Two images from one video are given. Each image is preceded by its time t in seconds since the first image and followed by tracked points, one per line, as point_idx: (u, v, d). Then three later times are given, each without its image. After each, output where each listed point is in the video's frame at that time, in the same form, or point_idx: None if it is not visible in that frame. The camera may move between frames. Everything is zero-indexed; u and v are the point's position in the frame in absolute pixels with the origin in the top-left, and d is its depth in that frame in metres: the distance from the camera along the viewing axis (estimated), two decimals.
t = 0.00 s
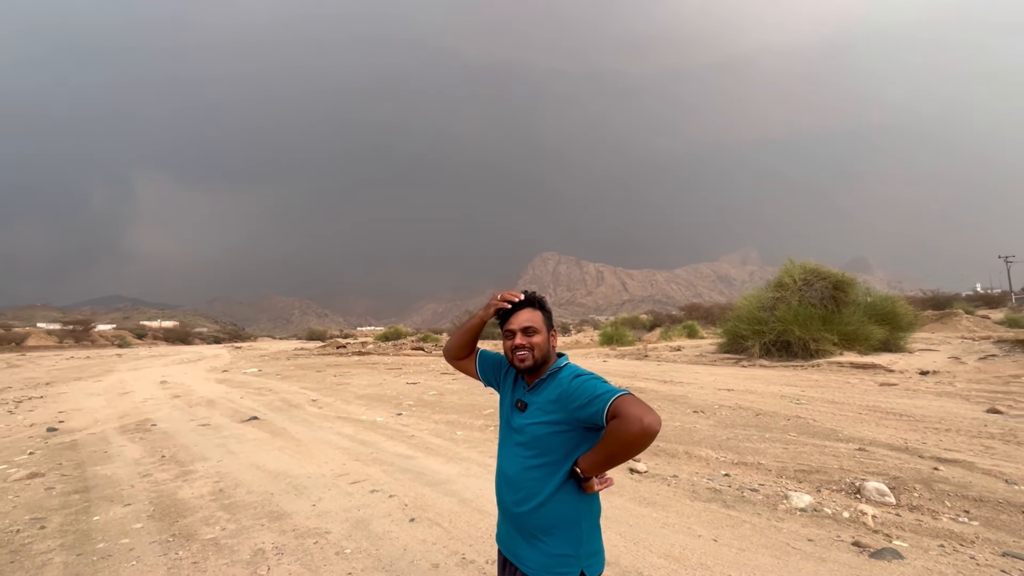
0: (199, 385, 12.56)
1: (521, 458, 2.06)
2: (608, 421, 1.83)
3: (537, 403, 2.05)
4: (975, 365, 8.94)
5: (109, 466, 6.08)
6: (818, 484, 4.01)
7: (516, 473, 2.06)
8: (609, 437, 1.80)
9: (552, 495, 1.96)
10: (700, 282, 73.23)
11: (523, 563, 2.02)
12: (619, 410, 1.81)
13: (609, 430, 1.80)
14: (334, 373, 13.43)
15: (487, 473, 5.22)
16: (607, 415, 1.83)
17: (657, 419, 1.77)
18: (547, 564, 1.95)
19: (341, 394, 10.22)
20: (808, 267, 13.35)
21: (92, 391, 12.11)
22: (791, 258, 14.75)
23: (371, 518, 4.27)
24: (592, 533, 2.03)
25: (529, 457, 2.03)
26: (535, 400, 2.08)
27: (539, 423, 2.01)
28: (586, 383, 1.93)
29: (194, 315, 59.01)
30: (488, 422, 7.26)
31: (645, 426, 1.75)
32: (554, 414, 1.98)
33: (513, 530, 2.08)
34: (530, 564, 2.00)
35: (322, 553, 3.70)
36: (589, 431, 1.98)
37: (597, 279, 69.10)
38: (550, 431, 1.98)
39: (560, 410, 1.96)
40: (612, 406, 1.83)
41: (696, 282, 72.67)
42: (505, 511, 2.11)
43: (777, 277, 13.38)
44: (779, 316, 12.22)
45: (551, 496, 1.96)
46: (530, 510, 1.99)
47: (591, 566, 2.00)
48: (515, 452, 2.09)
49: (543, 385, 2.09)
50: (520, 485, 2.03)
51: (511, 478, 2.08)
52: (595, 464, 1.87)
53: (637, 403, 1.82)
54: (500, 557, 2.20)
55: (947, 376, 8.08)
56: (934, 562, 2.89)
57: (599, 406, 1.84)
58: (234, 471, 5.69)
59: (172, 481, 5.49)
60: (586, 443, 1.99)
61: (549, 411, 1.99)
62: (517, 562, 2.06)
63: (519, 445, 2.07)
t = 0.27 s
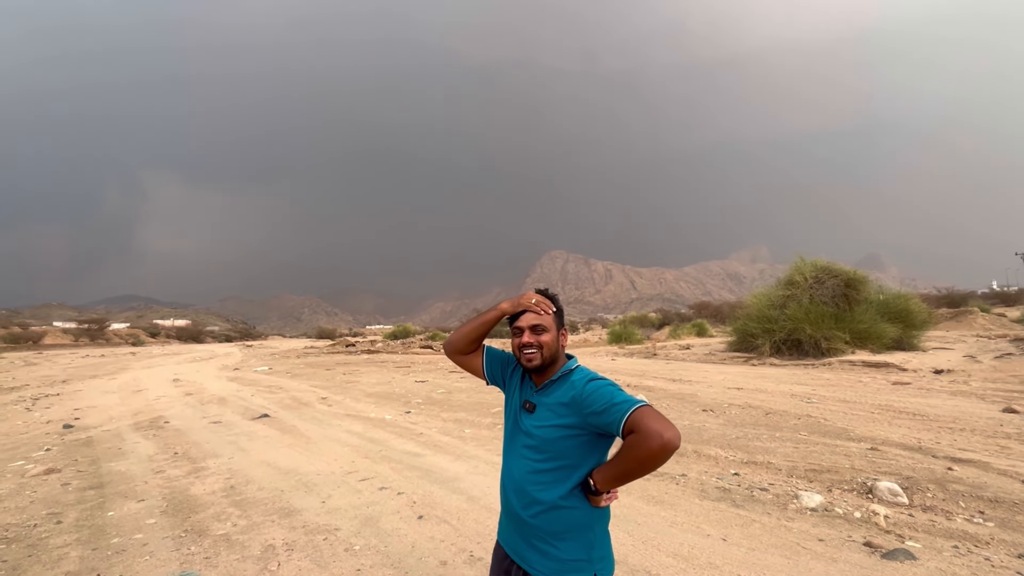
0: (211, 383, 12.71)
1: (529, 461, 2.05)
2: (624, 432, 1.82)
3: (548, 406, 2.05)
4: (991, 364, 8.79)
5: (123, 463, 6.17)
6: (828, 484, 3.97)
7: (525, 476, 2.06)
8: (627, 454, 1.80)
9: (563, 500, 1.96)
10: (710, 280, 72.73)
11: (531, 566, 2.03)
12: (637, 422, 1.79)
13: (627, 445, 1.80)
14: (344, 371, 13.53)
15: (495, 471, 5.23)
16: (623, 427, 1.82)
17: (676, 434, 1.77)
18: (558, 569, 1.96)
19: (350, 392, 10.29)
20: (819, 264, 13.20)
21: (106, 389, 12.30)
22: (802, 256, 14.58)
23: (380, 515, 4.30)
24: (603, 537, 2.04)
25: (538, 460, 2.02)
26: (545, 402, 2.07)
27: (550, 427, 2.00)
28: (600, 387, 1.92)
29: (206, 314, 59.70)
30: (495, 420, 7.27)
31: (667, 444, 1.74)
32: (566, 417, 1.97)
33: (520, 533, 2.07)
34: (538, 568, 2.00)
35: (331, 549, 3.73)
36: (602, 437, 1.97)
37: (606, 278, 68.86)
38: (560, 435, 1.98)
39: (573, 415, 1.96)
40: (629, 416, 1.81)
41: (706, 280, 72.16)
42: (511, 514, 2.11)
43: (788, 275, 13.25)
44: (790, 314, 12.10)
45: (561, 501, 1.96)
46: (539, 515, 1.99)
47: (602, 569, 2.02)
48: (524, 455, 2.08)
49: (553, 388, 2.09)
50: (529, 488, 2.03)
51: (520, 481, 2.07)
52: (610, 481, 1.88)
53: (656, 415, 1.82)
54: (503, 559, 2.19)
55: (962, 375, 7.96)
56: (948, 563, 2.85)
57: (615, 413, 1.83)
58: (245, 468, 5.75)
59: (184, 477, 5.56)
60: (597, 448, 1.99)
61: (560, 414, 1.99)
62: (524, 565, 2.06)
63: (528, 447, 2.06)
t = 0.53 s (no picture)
0: (221, 381, 12.84)
1: (540, 460, 2.04)
2: (640, 436, 1.82)
3: (558, 405, 2.04)
4: (1007, 364, 8.65)
5: (137, 460, 6.26)
6: (840, 484, 3.93)
7: (534, 475, 2.05)
8: (643, 460, 1.80)
9: (574, 501, 1.96)
10: (719, 279, 72.27)
11: (540, 565, 2.02)
12: (653, 426, 1.79)
13: (643, 449, 1.80)
14: (352, 369, 13.61)
15: (503, 469, 5.24)
16: (640, 429, 1.81)
17: (692, 440, 1.77)
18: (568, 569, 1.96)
19: (359, 391, 10.35)
20: (830, 263, 13.07)
21: (119, 387, 12.48)
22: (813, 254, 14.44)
23: (389, 513, 4.32)
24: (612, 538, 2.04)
25: (548, 460, 2.01)
26: (556, 400, 2.07)
27: (561, 426, 2.00)
28: (614, 388, 1.92)
29: (217, 313, 60.33)
30: (503, 419, 7.28)
31: (685, 450, 1.73)
32: (578, 417, 1.96)
33: (528, 532, 2.07)
34: (547, 568, 2.00)
35: (341, 546, 3.76)
36: (614, 438, 1.96)
37: (614, 276, 68.64)
38: (572, 435, 1.97)
39: (585, 415, 1.95)
40: (644, 419, 1.81)
41: (715, 278, 71.69)
42: (520, 513, 2.10)
43: (798, 273, 13.13)
44: (801, 313, 12.00)
45: (573, 502, 1.96)
46: (549, 514, 1.99)
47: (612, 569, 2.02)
48: (533, 454, 2.08)
49: (564, 386, 2.09)
50: (539, 488, 2.02)
51: (528, 480, 2.07)
52: (625, 487, 1.88)
53: (672, 419, 1.82)
54: (509, 558, 2.19)
55: (977, 375, 7.84)
56: (962, 565, 2.82)
57: (629, 415, 1.83)
58: (255, 466, 5.81)
59: (196, 474, 5.63)
60: (608, 448, 1.99)
61: (572, 414, 1.98)
62: (532, 565, 2.05)
63: (538, 446, 2.06)
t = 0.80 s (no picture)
0: (233, 381, 12.98)
1: (539, 458, 2.04)
2: (634, 439, 1.78)
3: (558, 403, 2.04)
4: None
5: (151, 458, 6.35)
6: (854, 486, 3.88)
7: (534, 473, 2.06)
8: (637, 465, 1.76)
9: (572, 501, 1.94)
10: (729, 278, 71.71)
11: (540, 563, 2.03)
12: (646, 430, 1.75)
13: (636, 453, 1.77)
14: (362, 369, 13.68)
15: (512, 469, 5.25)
16: (633, 432, 1.77)
17: (686, 446, 1.72)
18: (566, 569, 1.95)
19: (369, 390, 10.41)
20: (843, 262, 12.92)
21: (134, 386, 12.65)
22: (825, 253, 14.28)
23: (399, 511, 4.34)
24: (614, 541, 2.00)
25: (547, 458, 2.01)
26: (557, 399, 2.06)
27: (559, 424, 1.99)
28: (611, 389, 1.89)
29: (228, 313, 60.96)
30: (513, 419, 7.28)
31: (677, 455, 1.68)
32: (574, 418, 1.94)
33: (531, 530, 2.08)
34: (548, 567, 2.00)
35: (352, 544, 3.78)
36: (611, 439, 1.93)
37: (623, 276, 68.38)
38: (569, 435, 1.95)
39: (581, 415, 1.92)
40: (638, 422, 1.78)
41: (725, 278, 71.16)
42: (522, 510, 2.11)
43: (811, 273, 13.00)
44: (813, 313, 11.87)
45: (571, 503, 1.94)
46: (548, 513, 1.99)
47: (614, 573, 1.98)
48: (534, 452, 2.09)
49: (565, 385, 2.08)
50: (539, 486, 2.03)
51: (529, 478, 2.08)
52: (621, 492, 1.84)
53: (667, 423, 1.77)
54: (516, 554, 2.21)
55: (994, 376, 7.71)
56: (980, 569, 2.77)
57: (623, 417, 1.80)
58: (267, 464, 5.86)
59: (209, 472, 5.69)
60: (606, 450, 1.95)
61: (569, 414, 1.96)
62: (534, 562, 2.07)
63: (538, 445, 2.07)
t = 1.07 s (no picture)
0: (243, 381, 13.08)
1: (530, 458, 2.05)
2: (602, 443, 1.73)
3: (547, 405, 2.04)
4: None
5: (163, 456, 6.42)
6: (867, 489, 3.83)
7: (525, 473, 2.07)
8: (600, 471, 1.72)
9: (556, 503, 1.92)
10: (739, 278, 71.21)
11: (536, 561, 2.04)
12: (607, 435, 1.71)
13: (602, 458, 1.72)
14: (370, 369, 13.74)
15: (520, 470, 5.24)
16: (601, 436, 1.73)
17: (643, 455, 1.66)
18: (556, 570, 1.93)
19: (377, 390, 10.45)
20: (855, 261, 12.78)
21: (146, 385, 12.80)
22: (837, 253, 14.13)
23: (408, 511, 4.35)
24: (608, 549, 1.91)
25: (537, 459, 2.01)
26: (549, 400, 2.06)
27: (545, 426, 1.99)
28: (588, 391, 1.84)
29: (238, 314, 61.50)
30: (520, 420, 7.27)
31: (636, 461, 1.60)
32: (557, 419, 1.93)
33: (528, 528, 2.10)
34: (541, 565, 2.01)
35: (361, 544, 3.80)
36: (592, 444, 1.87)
37: (631, 277, 68.12)
38: (553, 436, 1.94)
39: (562, 417, 1.90)
40: (601, 427, 1.74)
41: (734, 278, 70.65)
42: (521, 509, 2.13)
43: (822, 273, 12.87)
44: (824, 313, 11.75)
45: (557, 505, 1.92)
46: (537, 512, 2.00)
47: None
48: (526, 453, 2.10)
49: (557, 387, 2.07)
50: (530, 486, 2.04)
51: (522, 477, 2.10)
52: (595, 498, 1.79)
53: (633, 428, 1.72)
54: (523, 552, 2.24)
55: (1010, 378, 7.58)
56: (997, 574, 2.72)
57: (589, 421, 1.76)
58: (277, 463, 5.90)
59: (220, 471, 5.74)
60: (589, 455, 1.89)
61: (553, 416, 1.95)
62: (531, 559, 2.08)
63: (530, 445, 2.08)
